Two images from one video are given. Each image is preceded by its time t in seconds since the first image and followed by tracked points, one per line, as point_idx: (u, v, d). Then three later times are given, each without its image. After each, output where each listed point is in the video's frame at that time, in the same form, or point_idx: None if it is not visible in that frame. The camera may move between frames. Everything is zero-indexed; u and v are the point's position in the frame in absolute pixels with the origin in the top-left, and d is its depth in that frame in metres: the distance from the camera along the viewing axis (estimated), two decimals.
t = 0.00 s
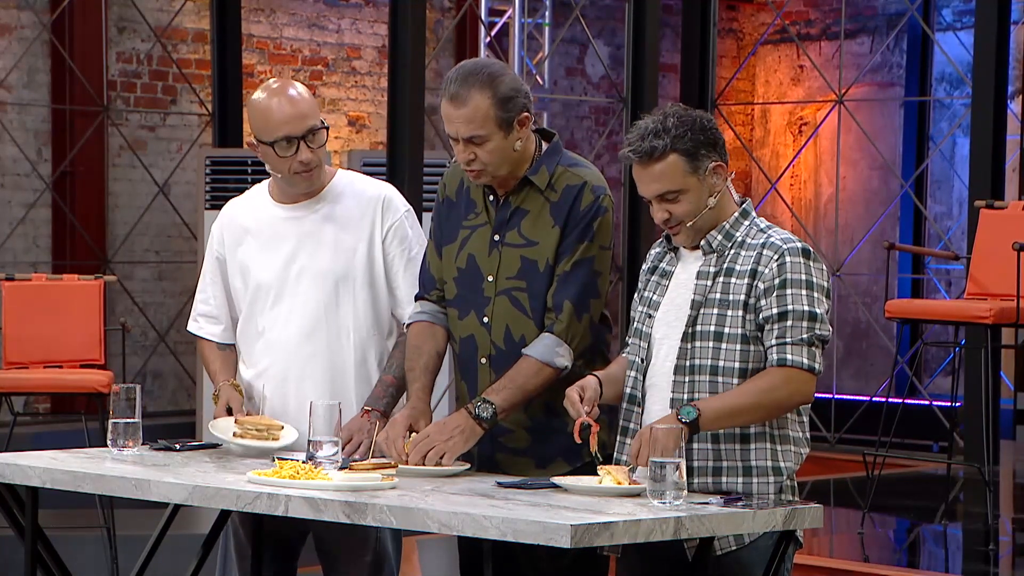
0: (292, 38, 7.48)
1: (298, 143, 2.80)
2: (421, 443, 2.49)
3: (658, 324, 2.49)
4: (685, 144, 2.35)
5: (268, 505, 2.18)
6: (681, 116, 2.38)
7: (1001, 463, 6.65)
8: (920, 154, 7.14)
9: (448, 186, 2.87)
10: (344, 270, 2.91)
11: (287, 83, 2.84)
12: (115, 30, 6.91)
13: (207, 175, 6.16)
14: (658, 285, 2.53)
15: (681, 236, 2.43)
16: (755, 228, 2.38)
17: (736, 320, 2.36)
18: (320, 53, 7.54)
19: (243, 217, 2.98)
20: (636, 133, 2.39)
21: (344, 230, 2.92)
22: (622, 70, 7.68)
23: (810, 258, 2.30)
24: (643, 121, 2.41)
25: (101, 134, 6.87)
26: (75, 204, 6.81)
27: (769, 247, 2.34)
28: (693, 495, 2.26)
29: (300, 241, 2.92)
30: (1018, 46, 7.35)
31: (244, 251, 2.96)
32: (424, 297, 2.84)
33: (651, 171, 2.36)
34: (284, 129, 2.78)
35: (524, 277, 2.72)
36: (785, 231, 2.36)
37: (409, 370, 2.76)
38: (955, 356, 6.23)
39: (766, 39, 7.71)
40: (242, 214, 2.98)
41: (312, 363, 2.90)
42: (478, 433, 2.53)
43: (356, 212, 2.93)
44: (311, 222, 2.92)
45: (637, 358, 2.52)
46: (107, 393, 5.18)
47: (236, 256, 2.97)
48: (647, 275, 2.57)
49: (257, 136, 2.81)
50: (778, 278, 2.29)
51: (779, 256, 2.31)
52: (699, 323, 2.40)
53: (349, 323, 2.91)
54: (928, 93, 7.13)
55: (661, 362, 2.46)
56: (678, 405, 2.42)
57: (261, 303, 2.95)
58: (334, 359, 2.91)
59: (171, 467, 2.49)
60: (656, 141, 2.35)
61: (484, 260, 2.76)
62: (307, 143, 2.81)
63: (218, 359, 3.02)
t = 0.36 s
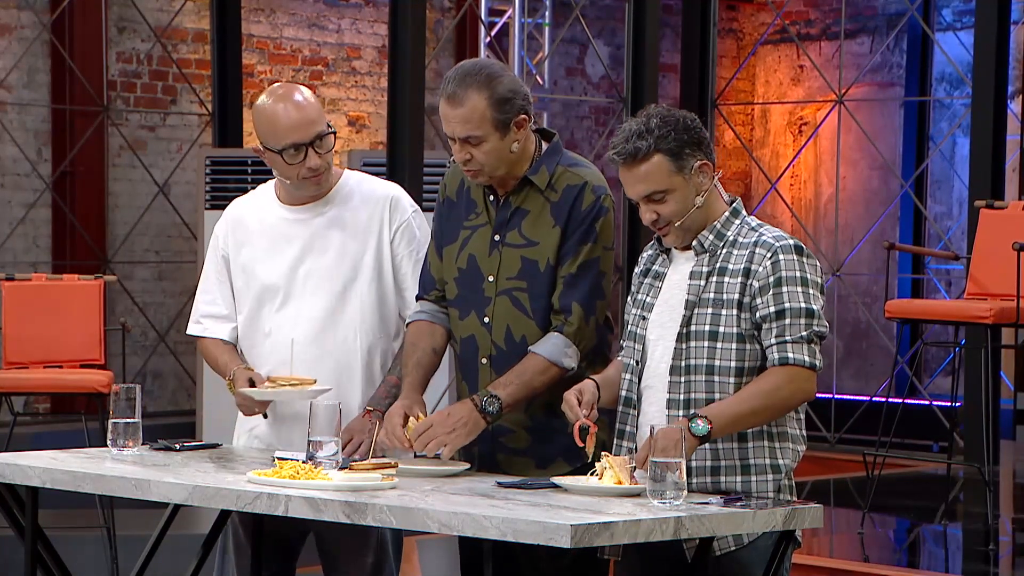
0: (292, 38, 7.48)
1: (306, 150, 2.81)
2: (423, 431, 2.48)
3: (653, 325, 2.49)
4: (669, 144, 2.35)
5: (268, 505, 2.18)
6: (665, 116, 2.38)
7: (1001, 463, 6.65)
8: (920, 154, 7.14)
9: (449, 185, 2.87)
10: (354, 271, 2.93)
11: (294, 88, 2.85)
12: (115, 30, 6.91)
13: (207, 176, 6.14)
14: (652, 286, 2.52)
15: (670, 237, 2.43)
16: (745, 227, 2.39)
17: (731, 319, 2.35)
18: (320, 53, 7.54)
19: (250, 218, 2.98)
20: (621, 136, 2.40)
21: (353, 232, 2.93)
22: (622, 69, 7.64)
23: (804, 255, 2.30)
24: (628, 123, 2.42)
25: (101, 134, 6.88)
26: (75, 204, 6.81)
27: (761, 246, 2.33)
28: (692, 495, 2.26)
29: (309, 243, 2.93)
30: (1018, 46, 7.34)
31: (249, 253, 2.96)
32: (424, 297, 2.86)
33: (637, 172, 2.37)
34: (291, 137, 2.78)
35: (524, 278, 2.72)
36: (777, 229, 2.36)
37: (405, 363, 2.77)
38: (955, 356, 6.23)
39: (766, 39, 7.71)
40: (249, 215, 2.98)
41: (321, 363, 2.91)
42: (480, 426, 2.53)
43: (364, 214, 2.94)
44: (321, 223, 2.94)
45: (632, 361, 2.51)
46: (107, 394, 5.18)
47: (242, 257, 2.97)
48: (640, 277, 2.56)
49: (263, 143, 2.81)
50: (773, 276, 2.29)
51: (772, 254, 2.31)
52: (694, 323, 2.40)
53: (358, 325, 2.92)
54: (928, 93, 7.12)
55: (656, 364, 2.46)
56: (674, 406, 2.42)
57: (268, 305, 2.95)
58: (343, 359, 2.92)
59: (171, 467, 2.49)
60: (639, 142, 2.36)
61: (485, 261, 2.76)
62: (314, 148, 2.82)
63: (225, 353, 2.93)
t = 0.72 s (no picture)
0: (292, 38, 7.48)
1: (312, 153, 2.80)
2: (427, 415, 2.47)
3: (651, 326, 2.49)
4: (658, 146, 2.36)
5: (268, 505, 2.18)
6: (662, 116, 2.39)
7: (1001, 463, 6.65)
8: (920, 154, 7.13)
9: (450, 185, 2.87)
10: (360, 273, 2.93)
11: (299, 90, 2.83)
12: (115, 30, 6.91)
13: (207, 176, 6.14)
14: (651, 286, 2.52)
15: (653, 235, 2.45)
16: (746, 228, 2.39)
17: (731, 321, 2.35)
18: (320, 53, 7.55)
19: (253, 219, 2.97)
20: (622, 126, 2.43)
21: (358, 233, 2.94)
22: (622, 70, 7.64)
23: (804, 258, 2.30)
24: (631, 116, 2.43)
25: (101, 134, 6.87)
26: (75, 204, 6.81)
27: (761, 248, 2.33)
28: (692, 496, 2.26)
29: (314, 244, 2.93)
30: (1018, 46, 7.34)
31: (252, 253, 2.95)
32: (425, 297, 2.86)
33: (628, 167, 2.40)
34: (298, 139, 2.78)
35: (526, 277, 2.71)
36: (778, 231, 2.36)
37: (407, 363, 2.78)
38: (956, 356, 6.23)
39: (766, 39, 7.71)
40: (252, 215, 2.97)
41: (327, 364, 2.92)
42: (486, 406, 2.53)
43: (369, 216, 2.94)
44: (326, 224, 2.93)
45: (631, 361, 2.50)
46: (107, 393, 5.18)
47: (245, 259, 2.96)
48: (639, 277, 2.56)
49: (268, 144, 2.81)
50: (774, 279, 2.29)
51: (773, 257, 2.31)
52: (693, 325, 2.40)
53: (364, 326, 2.92)
54: (928, 93, 7.12)
55: (655, 365, 2.46)
56: (673, 408, 2.41)
57: (273, 306, 2.94)
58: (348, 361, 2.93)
59: (171, 467, 2.49)
60: (629, 138, 2.39)
61: (487, 260, 2.76)
62: (321, 152, 2.81)
63: (234, 353, 2.89)
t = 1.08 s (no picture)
0: (292, 38, 7.48)
1: (317, 155, 2.80)
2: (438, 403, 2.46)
3: (653, 327, 2.49)
4: (672, 144, 2.36)
5: (268, 505, 2.18)
6: (669, 116, 2.39)
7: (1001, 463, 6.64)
8: (920, 154, 7.13)
9: (451, 185, 2.88)
10: (362, 274, 2.93)
11: (303, 92, 2.83)
12: (115, 30, 6.91)
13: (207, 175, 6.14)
14: (653, 286, 2.53)
15: (671, 237, 2.43)
16: (749, 230, 2.39)
17: (733, 324, 2.35)
18: (320, 53, 7.55)
19: (255, 220, 2.97)
20: (626, 132, 2.40)
21: (362, 235, 2.94)
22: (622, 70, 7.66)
23: (807, 261, 2.30)
24: (634, 120, 2.42)
25: (101, 135, 6.87)
26: (75, 205, 6.81)
27: (765, 251, 2.34)
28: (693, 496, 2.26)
29: (317, 245, 2.93)
30: (1018, 46, 7.34)
31: (255, 253, 2.96)
32: (428, 297, 2.86)
33: (639, 171, 2.38)
34: (303, 142, 2.77)
35: (529, 276, 2.71)
36: (781, 233, 2.37)
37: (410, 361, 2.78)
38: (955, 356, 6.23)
39: (766, 39, 7.71)
40: (254, 217, 2.98)
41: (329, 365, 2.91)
42: (494, 399, 2.53)
43: (373, 218, 2.94)
44: (330, 226, 2.94)
45: (632, 361, 2.51)
46: (107, 393, 5.18)
47: (248, 259, 2.96)
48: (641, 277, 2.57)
49: (273, 148, 2.80)
50: (777, 282, 2.29)
51: (776, 260, 2.31)
52: (695, 326, 2.40)
53: (365, 328, 2.92)
54: (928, 93, 7.12)
55: (656, 366, 2.46)
56: (673, 409, 2.41)
57: (275, 307, 2.94)
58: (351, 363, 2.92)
59: (171, 467, 2.49)
60: (642, 140, 2.37)
61: (489, 259, 2.76)
62: (326, 154, 2.81)
63: (237, 353, 2.89)
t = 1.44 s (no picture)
0: (292, 38, 7.48)
1: (318, 155, 2.80)
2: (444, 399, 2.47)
3: (653, 329, 2.49)
4: (667, 148, 2.36)
5: (268, 505, 2.18)
6: (662, 120, 2.39)
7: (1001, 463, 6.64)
8: (920, 154, 7.13)
9: (452, 185, 2.88)
10: (364, 274, 2.93)
11: (307, 90, 2.82)
12: (115, 30, 6.91)
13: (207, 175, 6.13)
14: (653, 288, 2.53)
15: (670, 242, 2.43)
16: (748, 229, 2.39)
17: (734, 323, 2.35)
18: (320, 53, 7.55)
19: (258, 219, 2.97)
20: (619, 139, 2.41)
21: (365, 235, 2.94)
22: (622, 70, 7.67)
23: (807, 259, 2.30)
24: (627, 126, 2.42)
25: (101, 135, 6.87)
26: (75, 205, 6.81)
27: (764, 250, 2.33)
28: (693, 496, 2.26)
29: (319, 244, 2.94)
30: (1018, 46, 7.34)
31: (259, 253, 2.96)
32: (429, 298, 2.86)
33: (635, 177, 2.37)
34: (303, 141, 2.77)
35: (532, 275, 2.71)
36: (780, 232, 2.37)
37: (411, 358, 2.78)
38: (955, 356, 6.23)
39: (766, 39, 7.71)
40: (257, 215, 2.98)
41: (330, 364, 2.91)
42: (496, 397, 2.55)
43: (376, 217, 2.95)
44: (333, 225, 2.94)
45: (633, 362, 2.50)
46: (107, 394, 5.18)
47: (251, 257, 2.96)
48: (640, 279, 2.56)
49: (275, 145, 2.80)
50: (776, 281, 2.29)
51: (775, 258, 2.31)
52: (696, 327, 2.40)
53: (367, 327, 2.92)
54: (928, 93, 7.12)
55: (656, 367, 2.46)
56: (674, 409, 2.41)
57: (277, 306, 2.94)
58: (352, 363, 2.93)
59: (171, 467, 2.49)
60: (638, 146, 2.36)
61: (491, 259, 2.75)
62: (326, 155, 2.81)
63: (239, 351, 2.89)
